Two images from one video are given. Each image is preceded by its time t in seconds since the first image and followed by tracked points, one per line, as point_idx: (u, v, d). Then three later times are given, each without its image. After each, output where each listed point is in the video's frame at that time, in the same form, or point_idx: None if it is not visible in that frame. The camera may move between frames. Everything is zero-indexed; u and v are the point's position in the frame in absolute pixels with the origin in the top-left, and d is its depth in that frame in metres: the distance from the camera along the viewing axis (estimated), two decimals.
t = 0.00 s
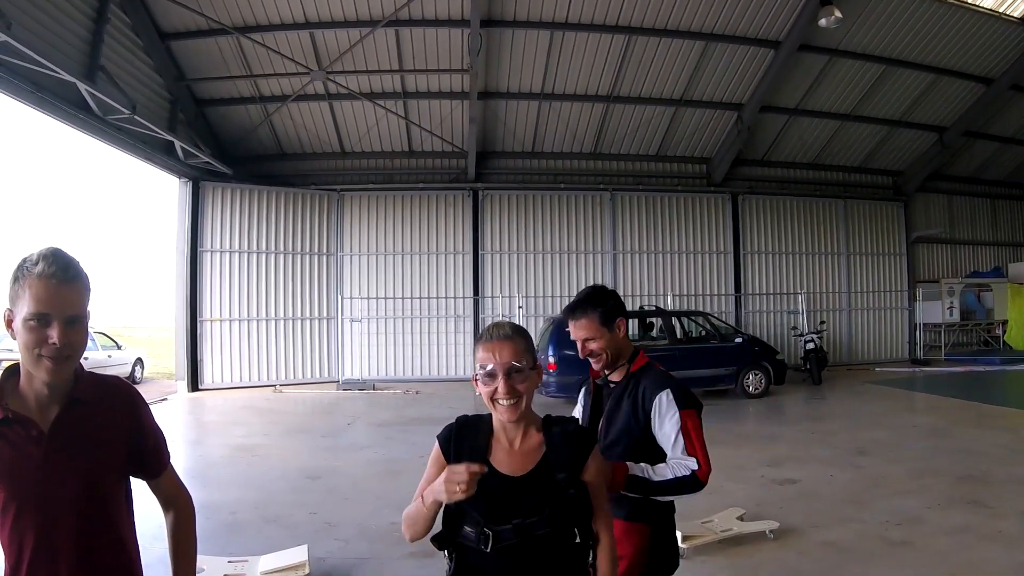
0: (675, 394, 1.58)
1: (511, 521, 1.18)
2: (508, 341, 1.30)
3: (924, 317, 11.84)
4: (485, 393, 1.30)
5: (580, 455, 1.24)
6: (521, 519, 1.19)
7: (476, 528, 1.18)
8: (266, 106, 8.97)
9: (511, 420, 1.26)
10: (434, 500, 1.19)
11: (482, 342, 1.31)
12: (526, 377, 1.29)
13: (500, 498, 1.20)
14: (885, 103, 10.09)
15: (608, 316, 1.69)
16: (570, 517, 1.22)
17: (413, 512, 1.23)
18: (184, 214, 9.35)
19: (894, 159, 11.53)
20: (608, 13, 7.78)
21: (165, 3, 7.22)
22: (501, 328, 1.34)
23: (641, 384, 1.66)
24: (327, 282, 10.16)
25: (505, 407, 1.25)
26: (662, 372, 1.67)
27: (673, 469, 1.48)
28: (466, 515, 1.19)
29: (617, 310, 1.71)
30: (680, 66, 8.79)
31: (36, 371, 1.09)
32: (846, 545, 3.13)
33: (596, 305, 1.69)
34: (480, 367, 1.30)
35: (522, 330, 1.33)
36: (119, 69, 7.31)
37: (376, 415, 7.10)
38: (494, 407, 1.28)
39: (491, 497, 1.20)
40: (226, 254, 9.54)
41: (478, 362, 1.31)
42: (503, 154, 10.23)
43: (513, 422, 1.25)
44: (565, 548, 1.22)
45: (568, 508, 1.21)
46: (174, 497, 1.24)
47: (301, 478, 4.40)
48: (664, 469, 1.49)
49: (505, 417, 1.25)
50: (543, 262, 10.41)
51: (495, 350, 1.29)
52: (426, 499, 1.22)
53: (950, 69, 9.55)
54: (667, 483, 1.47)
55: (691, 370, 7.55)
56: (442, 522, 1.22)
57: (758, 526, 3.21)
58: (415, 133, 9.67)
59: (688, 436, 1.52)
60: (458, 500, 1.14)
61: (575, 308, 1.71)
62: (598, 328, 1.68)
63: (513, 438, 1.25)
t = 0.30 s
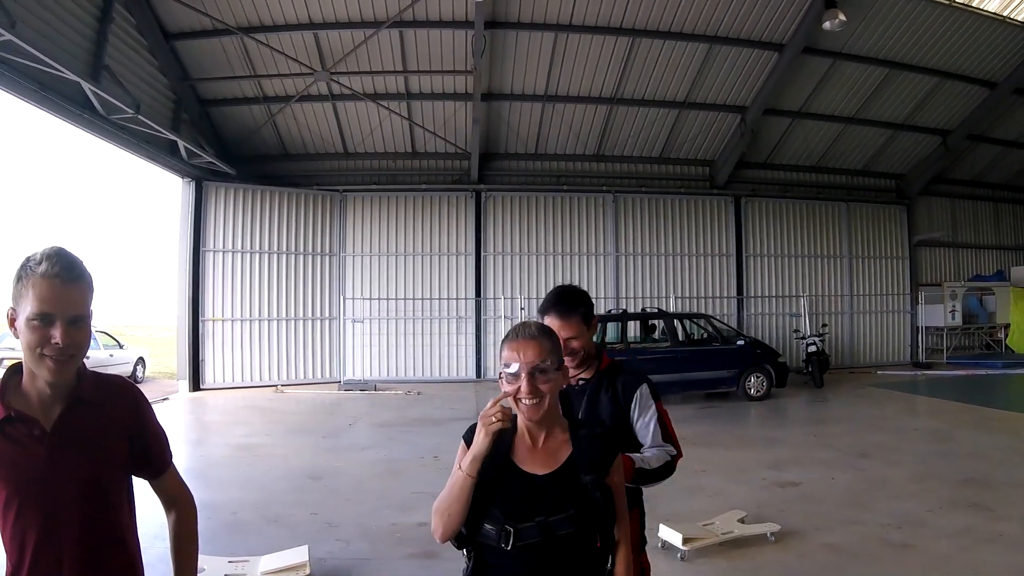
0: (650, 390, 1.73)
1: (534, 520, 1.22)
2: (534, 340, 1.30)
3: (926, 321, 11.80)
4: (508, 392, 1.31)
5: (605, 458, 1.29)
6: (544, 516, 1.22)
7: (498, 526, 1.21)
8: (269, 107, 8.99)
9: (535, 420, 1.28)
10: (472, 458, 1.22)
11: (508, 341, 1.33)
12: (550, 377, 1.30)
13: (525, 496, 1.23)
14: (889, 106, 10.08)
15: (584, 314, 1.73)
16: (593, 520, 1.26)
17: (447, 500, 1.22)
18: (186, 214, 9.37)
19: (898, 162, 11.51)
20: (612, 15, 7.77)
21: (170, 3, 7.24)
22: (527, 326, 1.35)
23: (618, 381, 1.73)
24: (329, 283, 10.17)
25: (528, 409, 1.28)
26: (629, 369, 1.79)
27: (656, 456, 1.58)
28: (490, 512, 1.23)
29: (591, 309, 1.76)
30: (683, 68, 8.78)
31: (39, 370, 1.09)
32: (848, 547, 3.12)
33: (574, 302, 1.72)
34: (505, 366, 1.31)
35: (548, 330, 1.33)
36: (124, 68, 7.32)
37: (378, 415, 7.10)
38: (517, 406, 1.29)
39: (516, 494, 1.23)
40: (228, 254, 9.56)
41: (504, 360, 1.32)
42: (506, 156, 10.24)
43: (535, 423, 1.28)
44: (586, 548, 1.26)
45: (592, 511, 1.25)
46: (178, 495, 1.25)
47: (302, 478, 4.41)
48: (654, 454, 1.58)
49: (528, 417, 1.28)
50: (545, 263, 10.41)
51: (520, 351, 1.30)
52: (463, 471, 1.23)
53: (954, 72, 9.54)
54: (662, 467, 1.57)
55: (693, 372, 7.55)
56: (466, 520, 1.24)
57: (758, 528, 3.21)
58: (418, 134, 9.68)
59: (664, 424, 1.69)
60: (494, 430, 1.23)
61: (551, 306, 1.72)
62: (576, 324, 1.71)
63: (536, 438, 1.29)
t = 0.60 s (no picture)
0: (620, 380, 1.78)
1: (541, 518, 1.29)
2: (538, 327, 1.35)
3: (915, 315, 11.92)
4: (512, 379, 1.34)
5: (608, 452, 1.33)
6: (551, 515, 1.29)
7: (506, 522, 1.29)
8: (257, 100, 8.89)
9: (542, 410, 1.34)
10: (486, 441, 1.29)
11: (513, 330, 1.36)
12: (554, 363, 1.35)
13: (533, 490, 1.30)
14: (877, 100, 10.15)
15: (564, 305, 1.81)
16: (599, 515, 1.31)
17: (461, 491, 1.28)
18: (174, 209, 9.28)
19: (885, 156, 11.61)
20: (602, 8, 7.75)
21: None
22: (529, 315, 1.39)
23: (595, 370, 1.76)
24: (319, 277, 10.12)
25: (536, 397, 1.32)
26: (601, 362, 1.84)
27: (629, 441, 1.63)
28: (497, 508, 1.30)
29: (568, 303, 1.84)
30: (673, 62, 8.79)
31: (33, 369, 1.08)
32: (838, 540, 3.16)
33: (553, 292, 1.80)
34: (512, 354, 1.35)
35: (549, 317, 1.39)
36: (111, 61, 7.22)
37: (368, 410, 7.09)
38: (523, 395, 1.33)
39: (522, 486, 1.30)
40: (216, 249, 9.47)
41: (510, 349, 1.36)
42: (495, 149, 10.22)
43: (545, 411, 1.33)
44: (594, 543, 1.32)
45: (598, 506, 1.30)
46: (166, 491, 1.24)
47: (293, 474, 4.40)
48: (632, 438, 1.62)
49: (537, 405, 1.32)
50: (535, 257, 10.41)
51: (526, 337, 1.34)
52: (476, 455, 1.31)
53: (941, 67, 9.62)
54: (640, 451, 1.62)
55: (682, 365, 7.60)
56: (475, 511, 1.32)
57: (749, 521, 3.24)
58: (407, 127, 9.63)
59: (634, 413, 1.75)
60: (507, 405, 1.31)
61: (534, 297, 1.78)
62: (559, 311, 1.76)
63: (544, 427, 1.36)
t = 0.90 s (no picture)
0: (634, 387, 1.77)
1: (548, 523, 1.29)
2: (550, 331, 1.39)
3: (915, 318, 11.95)
4: (526, 380, 1.39)
5: (622, 460, 1.32)
6: (558, 520, 1.29)
7: (512, 526, 1.29)
8: (257, 102, 8.90)
9: (551, 414, 1.36)
10: (470, 467, 1.30)
11: (526, 333, 1.41)
12: (566, 367, 1.38)
13: (539, 495, 1.30)
14: (877, 104, 10.17)
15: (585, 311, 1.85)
16: (607, 523, 1.31)
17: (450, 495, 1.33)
18: (173, 210, 9.28)
19: (884, 160, 11.63)
20: (602, 11, 7.77)
21: None
22: (544, 319, 1.44)
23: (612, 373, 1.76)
24: (318, 279, 10.12)
25: (545, 399, 1.36)
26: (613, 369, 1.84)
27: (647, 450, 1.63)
28: (502, 512, 1.30)
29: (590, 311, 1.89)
30: (673, 65, 8.81)
31: (44, 375, 1.07)
32: (838, 543, 3.16)
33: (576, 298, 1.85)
34: (523, 356, 1.40)
35: (563, 322, 1.43)
36: (112, 63, 7.24)
37: (367, 412, 7.08)
38: (535, 397, 1.38)
39: (527, 490, 1.31)
40: (216, 250, 9.47)
41: (522, 352, 1.40)
42: (495, 152, 10.23)
43: (554, 416, 1.36)
44: (601, 546, 1.32)
45: (606, 514, 1.31)
46: (162, 492, 1.24)
47: (291, 475, 4.39)
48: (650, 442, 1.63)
49: (547, 409, 1.35)
50: (535, 259, 10.41)
51: (538, 340, 1.39)
52: (459, 475, 1.32)
53: (941, 72, 9.64)
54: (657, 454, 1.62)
55: (681, 368, 7.60)
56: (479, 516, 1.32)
57: (747, 524, 3.24)
58: (407, 130, 9.64)
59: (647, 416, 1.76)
60: (498, 452, 1.27)
61: (558, 300, 1.83)
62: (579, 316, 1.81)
63: (555, 432, 1.37)
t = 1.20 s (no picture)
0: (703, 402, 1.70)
1: (545, 513, 1.30)
2: (543, 326, 1.40)
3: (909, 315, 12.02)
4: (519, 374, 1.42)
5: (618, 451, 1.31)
6: (555, 511, 1.29)
7: (507, 516, 1.29)
8: (253, 93, 8.85)
9: (547, 409, 1.37)
10: (470, 484, 1.31)
11: (521, 327, 1.43)
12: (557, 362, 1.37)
13: (535, 487, 1.31)
14: (874, 101, 10.18)
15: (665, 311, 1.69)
16: (604, 515, 1.31)
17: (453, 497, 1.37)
18: (168, 202, 9.22)
19: (880, 157, 11.66)
20: (600, 5, 7.74)
21: None
22: (542, 313, 1.44)
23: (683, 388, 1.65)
24: (313, 272, 10.09)
25: (540, 395, 1.36)
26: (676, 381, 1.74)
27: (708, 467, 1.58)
28: (497, 502, 1.31)
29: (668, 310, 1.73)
30: (670, 60, 8.79)
31: (42, 368, 1.07)
32: (831, 539, 3.18)
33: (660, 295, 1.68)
34: (517, 350, 1.42)
35: (558, 316, 1.42)
36: (108, 53, 7.18)
37: (362, 405, 7.08)
38: (527, 391, 1.39)
39: (524, 483, 1.32)
40: (211, 242, 9.43)
41: (517, 346, 1.43)
42: (492, 146, 10.21)
43: (542, 409, 1.37)
44: (597, 533, 1.32)
45: (603, 506, 1.30)
46: (152, 483, 1.24)
47: (286, 469, 4.39)
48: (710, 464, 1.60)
49: (534, 401, 1.37)
50: (531, 253, 10.41)
51: (533, 336, 1.39)
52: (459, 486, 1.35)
53: (938, 69, 9.65)
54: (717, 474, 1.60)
55: (676, 363, 7.63)
56: (476, 508, 1.33)
57: (741, 519, 3.26)
58: (403, 122, 9.60)
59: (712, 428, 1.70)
60: (499, 476, 1.28)
61: (641, 293, 1.66)
62: (660, 316, 1.65)
63: (547, 425, 1.38)
